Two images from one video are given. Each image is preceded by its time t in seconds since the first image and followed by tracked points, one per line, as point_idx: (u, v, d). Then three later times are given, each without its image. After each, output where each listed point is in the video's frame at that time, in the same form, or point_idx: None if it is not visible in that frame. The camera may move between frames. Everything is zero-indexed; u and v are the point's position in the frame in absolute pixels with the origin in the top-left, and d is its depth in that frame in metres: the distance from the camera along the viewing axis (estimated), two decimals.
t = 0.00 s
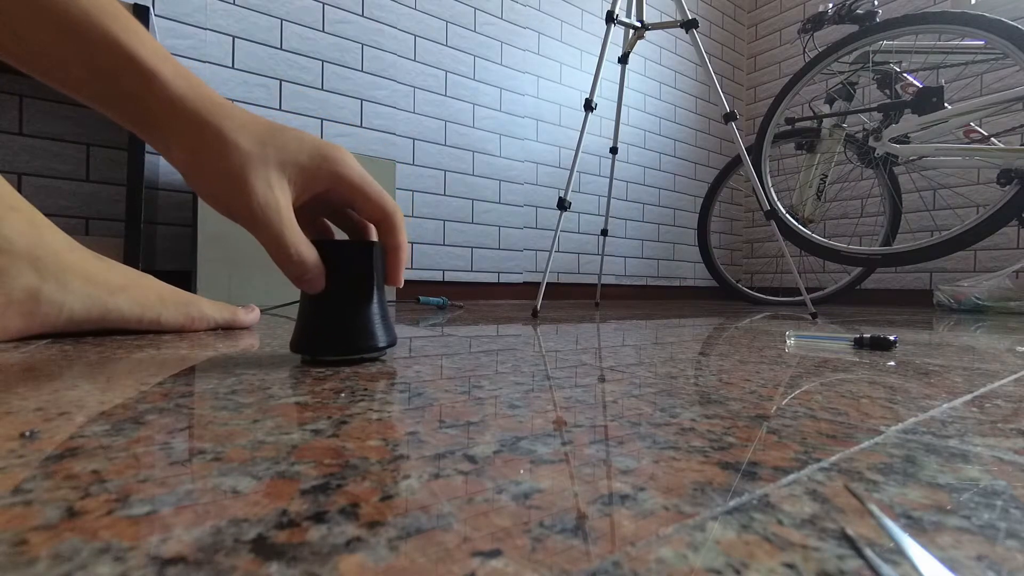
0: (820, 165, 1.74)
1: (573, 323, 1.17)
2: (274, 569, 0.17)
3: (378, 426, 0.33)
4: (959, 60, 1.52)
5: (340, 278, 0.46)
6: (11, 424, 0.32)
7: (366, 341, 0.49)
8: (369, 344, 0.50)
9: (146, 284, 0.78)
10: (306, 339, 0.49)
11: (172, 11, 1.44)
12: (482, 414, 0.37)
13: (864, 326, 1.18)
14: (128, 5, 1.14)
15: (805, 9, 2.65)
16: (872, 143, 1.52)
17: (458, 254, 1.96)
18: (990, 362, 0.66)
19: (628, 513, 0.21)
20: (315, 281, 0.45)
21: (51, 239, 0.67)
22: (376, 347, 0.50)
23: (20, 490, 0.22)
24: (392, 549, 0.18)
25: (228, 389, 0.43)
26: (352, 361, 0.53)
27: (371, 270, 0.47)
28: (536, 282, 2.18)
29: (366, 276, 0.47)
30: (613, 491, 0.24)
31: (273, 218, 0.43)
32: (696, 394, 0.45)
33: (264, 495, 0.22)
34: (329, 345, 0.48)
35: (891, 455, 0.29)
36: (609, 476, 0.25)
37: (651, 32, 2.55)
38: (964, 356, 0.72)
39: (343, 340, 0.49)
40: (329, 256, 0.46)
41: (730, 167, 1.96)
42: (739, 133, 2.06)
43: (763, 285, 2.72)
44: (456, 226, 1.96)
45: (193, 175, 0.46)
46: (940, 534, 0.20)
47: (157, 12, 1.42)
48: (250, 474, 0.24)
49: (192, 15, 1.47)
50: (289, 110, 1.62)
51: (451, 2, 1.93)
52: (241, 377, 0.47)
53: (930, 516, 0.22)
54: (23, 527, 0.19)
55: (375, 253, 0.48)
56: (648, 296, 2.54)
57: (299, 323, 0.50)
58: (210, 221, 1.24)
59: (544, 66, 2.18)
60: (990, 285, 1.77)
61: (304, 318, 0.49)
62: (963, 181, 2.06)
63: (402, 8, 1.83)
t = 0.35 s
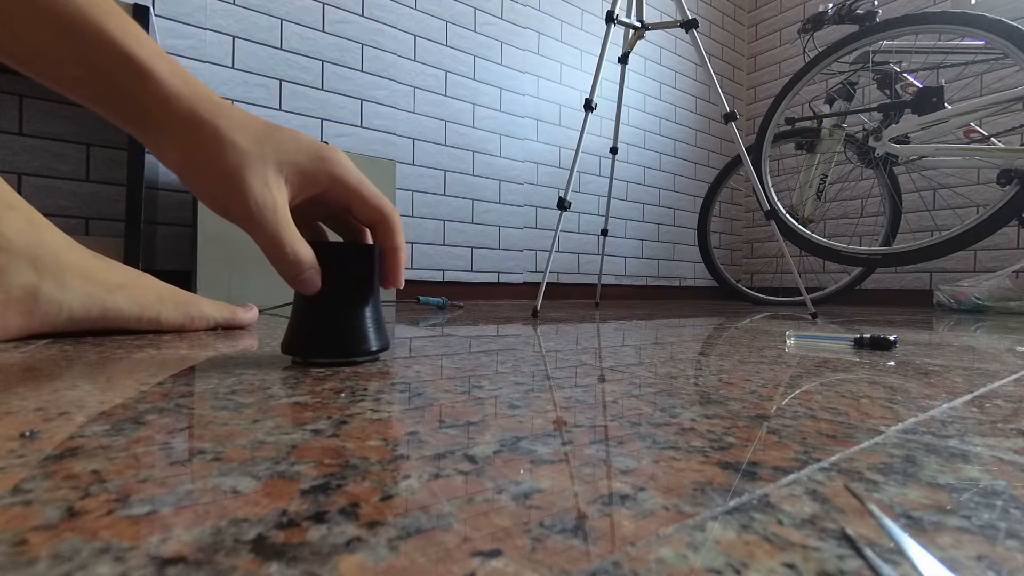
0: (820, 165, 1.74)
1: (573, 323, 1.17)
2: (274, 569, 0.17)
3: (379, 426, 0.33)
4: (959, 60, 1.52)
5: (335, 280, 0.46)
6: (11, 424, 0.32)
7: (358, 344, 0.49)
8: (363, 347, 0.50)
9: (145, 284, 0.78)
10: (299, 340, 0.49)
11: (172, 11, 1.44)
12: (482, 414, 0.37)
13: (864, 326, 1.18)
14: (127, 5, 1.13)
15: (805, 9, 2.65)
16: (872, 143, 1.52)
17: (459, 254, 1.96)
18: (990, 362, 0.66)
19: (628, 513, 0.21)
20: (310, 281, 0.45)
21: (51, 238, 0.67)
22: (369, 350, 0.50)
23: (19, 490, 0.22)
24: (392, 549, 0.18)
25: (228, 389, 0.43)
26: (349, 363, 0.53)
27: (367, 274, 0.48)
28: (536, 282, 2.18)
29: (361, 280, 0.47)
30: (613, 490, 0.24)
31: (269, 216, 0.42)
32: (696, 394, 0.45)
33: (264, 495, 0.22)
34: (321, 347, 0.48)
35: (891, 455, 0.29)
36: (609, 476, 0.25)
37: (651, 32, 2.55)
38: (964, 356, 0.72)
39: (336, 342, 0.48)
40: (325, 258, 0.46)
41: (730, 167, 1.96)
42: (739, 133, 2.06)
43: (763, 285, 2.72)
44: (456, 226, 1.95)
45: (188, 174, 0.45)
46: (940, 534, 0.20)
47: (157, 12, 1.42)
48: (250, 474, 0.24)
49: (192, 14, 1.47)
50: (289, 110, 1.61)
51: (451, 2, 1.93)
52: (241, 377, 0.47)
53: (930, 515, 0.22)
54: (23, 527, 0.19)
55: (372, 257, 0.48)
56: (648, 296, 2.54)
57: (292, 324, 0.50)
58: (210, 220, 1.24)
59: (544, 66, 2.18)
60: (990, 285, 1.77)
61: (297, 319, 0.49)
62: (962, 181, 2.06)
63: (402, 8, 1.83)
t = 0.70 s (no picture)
0: (820, 165, 1.74)
1: (573, 323, 1.17)
2: (273, 569, 0.17)
3: (379, 426, 0.33)
4: (959, 60, 1.52)
5: (329, 275, 0.47)
6: (11, 424, 0.32)
7: (356, 344, 0.49)
8: (361, 347, 0.50)
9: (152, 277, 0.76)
10: (297, 340, 0.49)
11: (172, 11, 1.44)
12: (482, 414, 0.37)
13: (864, 325, 1.18)
14: (128, 5, 1.13)
15: (805, 9, 2.65)
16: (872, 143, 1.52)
17: (458, 254, 1.96)
18: (991, 362, 0.66)
19: (628, 513, 0.21)
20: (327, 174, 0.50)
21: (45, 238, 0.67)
22: (367, 350, 0.50)
23: (20, 490, 0.22)
24: (392, 549, 0.18)
25: (228, 389, 0.43)
26: (348, 365, 0.53)
27: (360, 269, 0.48)
28: (536, 282, 2.18)
29: (354, 274, 0.48)
30: (613, 491, 0.24)
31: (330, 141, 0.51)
32: (696, 394, 0.45)
33: (264, 495, 0.22)
34: (319, 347, 0.48)
35: (891, 455, 0.29)
36: (609, 476, 0.25)
37: (651, 32, 2.55)
38: (964, 356, 0.72)
39: (333, 343, 0.48)
40: (319, 252, 0.47)
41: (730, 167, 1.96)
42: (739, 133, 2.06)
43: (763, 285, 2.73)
44: (456, 226, 1.96)
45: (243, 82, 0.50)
46: (941, 535, 0.20)
47: (157, 12, 1.42)
48: (250, 474, 0.24)
49: (192, 15, 1.47)
50: (289, 110, 1.62)
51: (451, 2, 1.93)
52: (241, 377, 0.47)
53: (930, 516, 0.22)
54: (23, 527, 0.19)
55: (364, 252, 0.49)
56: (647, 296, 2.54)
57: (290, 326, 0.51)
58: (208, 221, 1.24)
59: (544, 66, 2.18)
60: (990, 285, 1.77)
61: (294, 320, 0.50)
62: (962, 181, 2.06)
63: (402, 8, 1.83)
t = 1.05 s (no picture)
0: (820, 165, 1.74)
1: (572, 323, 1.17)
2: (274, 569, 0.17)
3: (379, 426, 0.33)
4: (960, 60, 1.52)
5: (328, 275, 0.47)
6: (12, 424, 0.32)
7: (355, 344, 0.49)
8: (362, 348, 0.50)
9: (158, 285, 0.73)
10: (297, 341, 0.49)
11: (172, 11, 1.44)
12: (482, 414, 0.37)
13: (864, 326, 1.18)
14: (127, 5, 1.13)
15: (805, 9, 2.65)
16: (872, 142, 1.52)
17: (458, 254, 1.96)
18: (990, 362, 0.66)
19: (628, 513, 0.21)
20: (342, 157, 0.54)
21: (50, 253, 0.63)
22: (367, 350, 0.50)
23: (19, 490, 0.22)
24: (392, 549, 0.18)
25: (228, 389, 0.43)
26: (349, 365, 0.53)
27: (360, 269, 0.48)
28: (536, 282, 2.17)
29: (354, 274, 0.48)
30: (613, 491, 0.24)
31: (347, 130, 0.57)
32: (696, 394, 0.45)
33: (264, 495, 0.22)
34: (318, 347, 0.48)
35: (891, 455, 0.29)
36: (609, 476, 0.25)
37: (651, 32, 2.55)
38: (964, 356, 0.72)
39: (333, 342, 0.48)
40: (318, 253, 0.47)
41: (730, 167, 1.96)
42: (739, 132, 2.06)
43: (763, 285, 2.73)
44: (456, 226, 1.96)
45: None
46: (941, 535, 0.20)
47: (157, 12, 1.42)
48: (250, 474, 0.24)
49: (192, 15, 1.47)
50: (289, 110, 1.62)
51: (451, 2, 1.93)
52: (241, 377, 0.47)
53: (930, 516, 0.22)
54: (24, 527, 0.19)
55: (365, 251, 0.49)
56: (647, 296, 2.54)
57: (290, 325, 0.51)
58: (209, 220, 1.23)
59: (544, 66, 2.18)
60: (990, 285, 1.77)
61: (294, 319, 0.50)
62: (962, 181, 2.06)
63: (402, 8, 1.83)
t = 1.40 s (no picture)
0: (821, 165, 1.74)
1: (572, 323, 1.17)
2: (273, 569, 0.17)
3: (379, 426, 0.33)
4: (960, 60, 1.52)
5: (328, 275, 0.47)
6: (12, 424, 0.32)
7: (356, 344, 0.49)
8: (362, 348, 0.50)
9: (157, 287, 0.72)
10: (297, 342, 0.49)
11: (172, 11, 1.44)
12: (482, 414, 0.37)
13: (864, 326, 1.18)
14: (128, 5, 1.13)
15: (805, 9, 2.65)
16: (872, 143, 1.52)
17: (458, 254, 1.96)
18: (990, 362, 0.66)
19: (628, 513, 0.21)
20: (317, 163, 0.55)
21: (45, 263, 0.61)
22: (367, 350, 0.50)
23: (19, 490, 0.22)
24: (392, 549, 0.18)
25: (228, 389, 0.43)
26: (349, 365, 0.53)
27: (361, 269, 0.48)
28: (536, 282, 2.17)
29: (354, 273, 0.48)
30: (613, 491, 0.24)
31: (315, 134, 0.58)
32: (696, 394, 0.45)
33: (264, 495, 0.22)
34: (318, 348, 0.48)
35: (891, 455, 0.29)
36: (609, 476, 0.25)
37: (651, 32, 2.55)
38: (965, 356, 0.72)
39: (334, 343, 0.48)
40: (318, 253, 0.47)
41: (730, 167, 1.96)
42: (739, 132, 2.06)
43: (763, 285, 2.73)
44: (456, 226, 1.95)
45: None
46: (941, 534, 0.20)
47: (157, 12, 1.42)
48: (250, 474, 0.24)
49: (192, 15, 1.47)
50: (289, 110, 1.61)
51: (451, 2, 1.93)
52: (241, 377, 0.47)
53: (930, 516, 0.22)
54: (23, 527, 0.19)
55: (365, 250, 0.49)
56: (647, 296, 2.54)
57: (290, 324, 0.51)
58: (209, 220, 1.23)
59: (544, 65, 2.18)
60: (990, 285, 1.77)
61: (294, 318, 0.50)
62: (962, 181, 2.06)
63: (402, 8, 1.83)
